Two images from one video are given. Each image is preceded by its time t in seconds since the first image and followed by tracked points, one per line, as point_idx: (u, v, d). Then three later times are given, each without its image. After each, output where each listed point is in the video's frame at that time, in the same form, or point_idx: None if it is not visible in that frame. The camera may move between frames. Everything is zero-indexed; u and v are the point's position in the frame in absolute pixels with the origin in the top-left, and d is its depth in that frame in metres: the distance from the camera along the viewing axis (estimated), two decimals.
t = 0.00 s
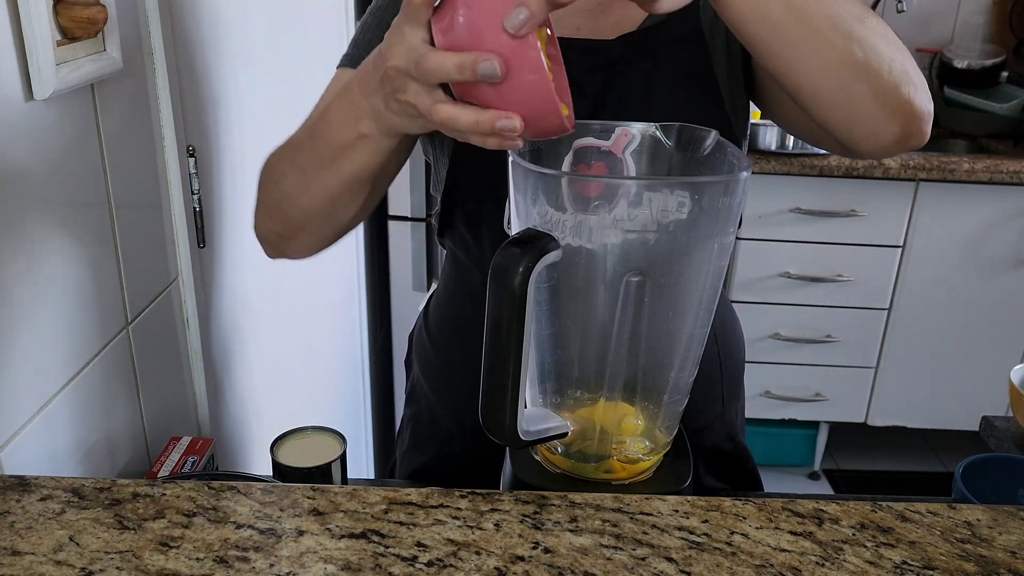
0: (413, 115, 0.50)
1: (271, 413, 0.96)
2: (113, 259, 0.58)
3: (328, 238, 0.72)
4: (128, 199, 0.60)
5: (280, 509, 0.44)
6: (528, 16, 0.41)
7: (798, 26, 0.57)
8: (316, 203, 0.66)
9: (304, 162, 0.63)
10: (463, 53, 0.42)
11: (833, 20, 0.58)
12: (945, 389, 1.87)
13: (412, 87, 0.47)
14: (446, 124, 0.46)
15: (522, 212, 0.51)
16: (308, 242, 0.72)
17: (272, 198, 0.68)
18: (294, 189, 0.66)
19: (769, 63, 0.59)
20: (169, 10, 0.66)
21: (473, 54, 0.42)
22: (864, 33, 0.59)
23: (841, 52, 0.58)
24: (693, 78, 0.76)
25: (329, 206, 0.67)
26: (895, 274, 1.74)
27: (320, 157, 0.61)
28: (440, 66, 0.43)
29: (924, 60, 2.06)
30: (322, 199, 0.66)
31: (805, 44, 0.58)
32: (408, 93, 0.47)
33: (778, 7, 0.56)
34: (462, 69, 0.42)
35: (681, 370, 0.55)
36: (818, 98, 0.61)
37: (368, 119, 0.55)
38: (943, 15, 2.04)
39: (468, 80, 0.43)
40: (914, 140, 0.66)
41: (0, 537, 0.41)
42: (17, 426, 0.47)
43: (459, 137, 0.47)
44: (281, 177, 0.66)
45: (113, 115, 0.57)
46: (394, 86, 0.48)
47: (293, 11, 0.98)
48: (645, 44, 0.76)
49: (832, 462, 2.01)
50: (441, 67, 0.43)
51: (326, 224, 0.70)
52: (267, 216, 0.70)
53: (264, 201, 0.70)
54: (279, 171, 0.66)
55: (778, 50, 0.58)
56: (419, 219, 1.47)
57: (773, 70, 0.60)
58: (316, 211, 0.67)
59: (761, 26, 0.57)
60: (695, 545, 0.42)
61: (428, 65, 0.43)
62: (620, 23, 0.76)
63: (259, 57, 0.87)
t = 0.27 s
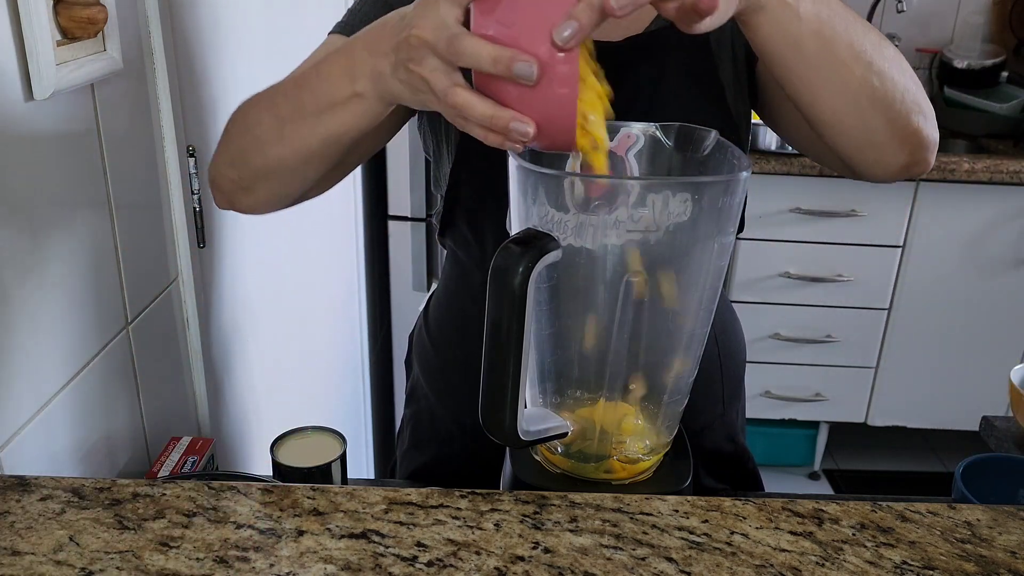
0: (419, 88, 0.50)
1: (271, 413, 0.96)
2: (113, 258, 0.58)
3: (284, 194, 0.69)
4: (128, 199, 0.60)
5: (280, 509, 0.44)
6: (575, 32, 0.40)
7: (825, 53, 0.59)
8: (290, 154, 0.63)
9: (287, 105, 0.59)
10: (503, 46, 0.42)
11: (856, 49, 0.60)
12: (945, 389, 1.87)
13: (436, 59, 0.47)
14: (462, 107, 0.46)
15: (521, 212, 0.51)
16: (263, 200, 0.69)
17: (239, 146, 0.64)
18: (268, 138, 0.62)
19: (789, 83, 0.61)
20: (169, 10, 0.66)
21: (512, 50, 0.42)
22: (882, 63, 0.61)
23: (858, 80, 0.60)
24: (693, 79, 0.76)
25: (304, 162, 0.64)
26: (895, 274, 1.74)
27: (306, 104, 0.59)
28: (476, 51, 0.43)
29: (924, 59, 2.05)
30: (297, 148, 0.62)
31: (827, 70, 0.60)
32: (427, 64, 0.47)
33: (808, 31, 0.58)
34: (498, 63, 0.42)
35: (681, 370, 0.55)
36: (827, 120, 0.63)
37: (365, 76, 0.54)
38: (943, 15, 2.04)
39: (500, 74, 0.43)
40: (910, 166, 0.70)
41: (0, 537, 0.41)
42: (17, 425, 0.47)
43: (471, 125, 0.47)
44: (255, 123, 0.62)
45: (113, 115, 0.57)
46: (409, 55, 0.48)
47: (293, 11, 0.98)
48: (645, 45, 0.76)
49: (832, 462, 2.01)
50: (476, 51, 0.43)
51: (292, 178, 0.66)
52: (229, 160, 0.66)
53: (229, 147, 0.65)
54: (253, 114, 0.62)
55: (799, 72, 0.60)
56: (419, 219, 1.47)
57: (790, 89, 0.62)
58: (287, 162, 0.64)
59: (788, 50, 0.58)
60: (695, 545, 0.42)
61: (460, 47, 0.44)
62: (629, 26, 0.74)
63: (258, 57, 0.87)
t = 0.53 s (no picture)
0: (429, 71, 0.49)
1: (271, 413, 0.96)
2: (113, 259, 0.58)
3: (256, 159, 0.67)
4: (128, 199, 0.60)
5: (280, 509, 0.44)
6: (608, 49, 0.41)
7: (836, 82, 0.59)
8: (278, 118, 0.61)
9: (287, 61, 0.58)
10: (534, 48, 0.42)
11: (867, 81, 0.60)
12: (945, 389, 1.87)
13: (460, 47, 0.46)
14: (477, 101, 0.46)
15: (521, 211, 0.51)
16: (234, 161, 0.66)
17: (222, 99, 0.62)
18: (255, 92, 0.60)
19: (798, 107, 0.61)
20: (168, 9, 0.66)
21: (542, 54, 0.42)
22: (892, 95, 0.62)
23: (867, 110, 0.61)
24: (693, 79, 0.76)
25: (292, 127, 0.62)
26: (895, 274, 1.74)
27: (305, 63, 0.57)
28: (505, 49, 0.43)
29: (924, 59, 2.05)
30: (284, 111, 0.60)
31: (837, 98, 0.60)
32: (451, 50, 0.47)
33: (823, 61, 0.58)
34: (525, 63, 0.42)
35: (682, 370, 0.55)
36: (831, 144, 0.64)
37: (374, 45, 0.52)
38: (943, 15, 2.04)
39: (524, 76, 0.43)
40: (909, 192, 0.70)
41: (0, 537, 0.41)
42: (17, 425, 0.48)
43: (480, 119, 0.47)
44: (244, 77, 0.60)
45: (113, 115, 0.58)
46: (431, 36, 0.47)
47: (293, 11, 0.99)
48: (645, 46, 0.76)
49: (832, 462, 2.01)
50: (505, 48, 0.43)
51: (272, 141, 0.64)
52: (207, 114, 0.63)
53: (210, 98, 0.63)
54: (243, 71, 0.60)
55: (809, 98, 0.60)
56: (418, 219, 1.47)
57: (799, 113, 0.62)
58: (274, 128, 0.62)
59: (802, 78, 0.59)
60: (695, 545, 0.42)
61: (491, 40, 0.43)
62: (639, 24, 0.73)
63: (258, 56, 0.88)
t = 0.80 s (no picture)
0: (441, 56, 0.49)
1: (271, 413, 0.96)
2: (113, 259, 0.58)
3: (241, 122, 0.66)
4: (128, 199, 0.60)
5: (280, 509, 0.44)
6: (632, 74, 0.42)
7: (840, 117, 0.60)
8: (271, 80, 0.60)
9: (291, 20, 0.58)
10: (561, 58, 0.43)
11: (871, 118, 0.61)
12: (945, 389, 1.87)
13: (479, 36, 0.46)
14: (492, 95, 0.46)
15: (522, 211, 0.51)
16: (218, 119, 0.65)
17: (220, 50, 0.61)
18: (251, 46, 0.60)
19: (801, 133, 0.62)
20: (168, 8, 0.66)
21: (569, 64, 0.42)
22: (892, 128, 0.62)
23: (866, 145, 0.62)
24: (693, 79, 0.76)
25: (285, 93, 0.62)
26: (895, 274, 1.74)
27: (315, 24, 0.57)
28: (532, 52, 0.43)
29: (924, 59, 2.05)
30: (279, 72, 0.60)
31: (838, 130, 0.61)
32: (469, 38, 0.47)
33: (830, 95, 0.58)
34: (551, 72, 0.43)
35: (681, 371, 0.55)
36: (827, 168, 0.65)
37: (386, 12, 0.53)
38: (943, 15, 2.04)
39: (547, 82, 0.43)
40: (901, 217, 0.72)
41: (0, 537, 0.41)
42: (17, 425, 0.48)
43: (489, 111, 0.47)
44: (244, 33, 0.60)
45: (113, 115, 0.58)
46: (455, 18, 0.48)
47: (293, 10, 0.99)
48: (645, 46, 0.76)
49: (832, 462, 2.01)
50: (532, 51, 0.43)
51: (262, 103, 0.63)
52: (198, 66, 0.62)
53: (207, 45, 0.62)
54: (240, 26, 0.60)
55: (812, 127, 0.61)
56: (419, 219, 1.47)
57: (800, 138, 0.63)
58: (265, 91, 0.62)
59: (808, 110, 0.59)
60: (695, 545, 0.42)
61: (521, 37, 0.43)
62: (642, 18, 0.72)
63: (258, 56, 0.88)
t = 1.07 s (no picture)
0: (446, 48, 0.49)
1: (270, 413, 0.96)
2: (113, 259, 0.58)
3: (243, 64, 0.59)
4: (128, 199, 0.60)
5: (280, 509, 0.44)
6: (666, 105, 0.43)
7: (839, 163, 0.62)
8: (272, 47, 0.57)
9: None
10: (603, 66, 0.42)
11: (869, 166, 0.62)
12: (945, 389, 1.87)
13: (521, 17, 0.44)
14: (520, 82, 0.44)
15: (522, 210, 0.51)
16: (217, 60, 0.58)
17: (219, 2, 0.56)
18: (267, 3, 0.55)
19: (799, 172, 0.64)
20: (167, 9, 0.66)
21: (609, 76, 0.42)
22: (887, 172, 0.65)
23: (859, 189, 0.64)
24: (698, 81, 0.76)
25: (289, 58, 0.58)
26: (895, 274, 1.74)
27: None
28: (576, 51, 0.42)
29: (924, 59, 2.05)
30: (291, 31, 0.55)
31: (837, 173, 0.63)
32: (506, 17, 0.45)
33: (836, 141, 0.60)
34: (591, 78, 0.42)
35: (681, 372, 0.55)
36: (818, 206, 0.67)
37: None
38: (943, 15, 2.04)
39: (582, 85, 0.43)
40: (882, 252, 0.74)
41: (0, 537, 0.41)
42: (17, 425, 0.47)
43: (509, 97, 0.46)
44: None
45: (114, 115, 0.58)
46: None
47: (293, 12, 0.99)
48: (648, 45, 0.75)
49: (832, 462, 2.01)
50: (577, 50, 0.42)
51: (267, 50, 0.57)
52: None
53: None
54: None
55: (812, 168, 0.63)
56: (418, 219, 1.47)
57: (801, 177, 0.64)
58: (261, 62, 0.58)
59: (813, 154, 0.61)
60: (695, 545, 0.42)
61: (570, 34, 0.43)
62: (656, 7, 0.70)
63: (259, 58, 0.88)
